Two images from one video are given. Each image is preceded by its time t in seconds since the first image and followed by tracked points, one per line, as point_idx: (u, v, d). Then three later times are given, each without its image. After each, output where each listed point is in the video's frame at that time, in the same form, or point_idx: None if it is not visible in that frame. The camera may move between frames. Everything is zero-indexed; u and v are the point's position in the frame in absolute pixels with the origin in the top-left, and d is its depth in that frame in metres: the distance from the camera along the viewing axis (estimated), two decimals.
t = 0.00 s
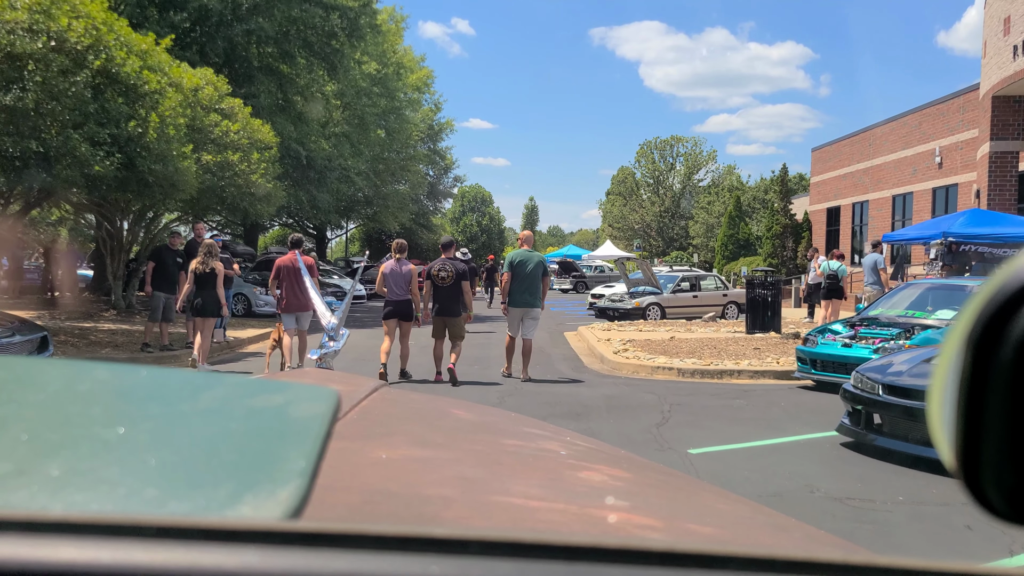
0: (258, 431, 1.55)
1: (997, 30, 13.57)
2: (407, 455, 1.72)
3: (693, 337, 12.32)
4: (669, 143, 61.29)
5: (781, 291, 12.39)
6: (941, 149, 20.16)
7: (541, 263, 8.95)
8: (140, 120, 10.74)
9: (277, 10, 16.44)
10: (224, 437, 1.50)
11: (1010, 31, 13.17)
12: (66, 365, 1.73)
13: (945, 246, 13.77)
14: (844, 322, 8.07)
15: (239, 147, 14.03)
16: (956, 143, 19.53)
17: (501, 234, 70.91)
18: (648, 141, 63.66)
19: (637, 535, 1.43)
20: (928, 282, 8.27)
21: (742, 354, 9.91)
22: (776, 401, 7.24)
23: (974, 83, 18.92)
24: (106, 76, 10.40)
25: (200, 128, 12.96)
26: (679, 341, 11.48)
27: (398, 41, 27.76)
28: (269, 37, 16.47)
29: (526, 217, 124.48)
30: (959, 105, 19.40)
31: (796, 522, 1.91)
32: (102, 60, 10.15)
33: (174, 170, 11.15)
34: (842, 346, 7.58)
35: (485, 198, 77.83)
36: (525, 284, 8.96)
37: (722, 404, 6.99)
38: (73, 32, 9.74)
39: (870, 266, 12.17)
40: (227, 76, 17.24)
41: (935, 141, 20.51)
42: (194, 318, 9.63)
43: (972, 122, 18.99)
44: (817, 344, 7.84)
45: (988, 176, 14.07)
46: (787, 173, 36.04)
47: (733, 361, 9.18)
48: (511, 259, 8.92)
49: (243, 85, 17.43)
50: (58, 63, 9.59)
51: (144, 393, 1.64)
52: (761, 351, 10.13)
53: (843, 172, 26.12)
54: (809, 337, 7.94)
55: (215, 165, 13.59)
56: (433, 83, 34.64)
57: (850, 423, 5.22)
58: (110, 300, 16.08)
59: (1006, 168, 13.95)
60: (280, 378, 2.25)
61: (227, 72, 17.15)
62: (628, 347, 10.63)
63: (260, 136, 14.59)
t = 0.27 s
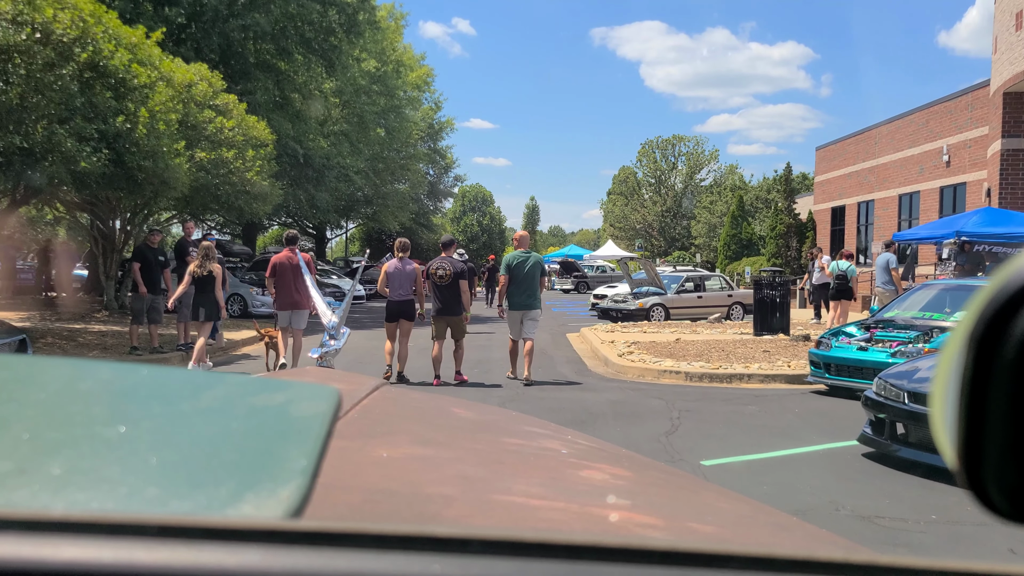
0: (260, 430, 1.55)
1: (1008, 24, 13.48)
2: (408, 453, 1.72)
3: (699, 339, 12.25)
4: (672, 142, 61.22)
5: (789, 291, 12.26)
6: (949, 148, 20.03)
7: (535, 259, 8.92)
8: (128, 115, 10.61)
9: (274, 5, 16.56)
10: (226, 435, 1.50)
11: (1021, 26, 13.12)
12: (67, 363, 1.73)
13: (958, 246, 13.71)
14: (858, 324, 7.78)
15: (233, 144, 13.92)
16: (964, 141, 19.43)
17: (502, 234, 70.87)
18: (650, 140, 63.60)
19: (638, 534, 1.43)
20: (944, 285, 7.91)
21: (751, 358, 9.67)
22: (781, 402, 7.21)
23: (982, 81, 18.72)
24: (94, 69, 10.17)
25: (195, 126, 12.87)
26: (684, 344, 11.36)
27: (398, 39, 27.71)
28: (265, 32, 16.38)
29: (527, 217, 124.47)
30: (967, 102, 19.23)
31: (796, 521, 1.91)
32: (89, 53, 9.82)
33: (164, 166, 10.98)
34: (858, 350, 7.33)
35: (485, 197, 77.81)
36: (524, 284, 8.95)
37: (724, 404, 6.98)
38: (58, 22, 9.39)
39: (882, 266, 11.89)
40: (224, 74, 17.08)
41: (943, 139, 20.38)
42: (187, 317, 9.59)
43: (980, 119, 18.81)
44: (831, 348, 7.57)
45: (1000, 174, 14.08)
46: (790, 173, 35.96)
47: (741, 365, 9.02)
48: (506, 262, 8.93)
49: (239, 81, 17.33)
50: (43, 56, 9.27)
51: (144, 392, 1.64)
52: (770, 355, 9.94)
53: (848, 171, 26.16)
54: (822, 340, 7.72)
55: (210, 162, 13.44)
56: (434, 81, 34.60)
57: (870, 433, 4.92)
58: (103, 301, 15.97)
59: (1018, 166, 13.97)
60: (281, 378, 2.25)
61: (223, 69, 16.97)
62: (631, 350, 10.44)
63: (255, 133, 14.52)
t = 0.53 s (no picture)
0: (259, 431, 1.56)
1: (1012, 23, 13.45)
2: (407, 454, 1.73)
3: (703, 342, 12.21)
4: (673, 142, 61.17)
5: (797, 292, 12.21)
6: (956, 147, 19.76)
7: (533, 257, 8.92)
8: (116, 110, 10.30)
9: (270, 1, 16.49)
10: (226, 436, 1.51)
11: None
12: (66, 364, 1.73)
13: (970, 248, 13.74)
14: (873, 327, 7.63)
15: (228, 142, 13.86)
16: (971, 140, 19.26)
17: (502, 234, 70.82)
18: (650, 140, 63.63)
19: (637, 534, 1.43)
20: (957, 285, 7.83)
21: (759, 362, 9.51)
22: (784, 404, 7.19)
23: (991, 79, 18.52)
24: (80, 62, 9.96)
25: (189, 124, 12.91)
26: (690, 347, 11.29)
27: (397, 38, 27.71)
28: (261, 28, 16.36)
29: (527, 218, 124.43)
30: (974, 101, 19.06)
31: (796, 521, 1.91)
32: (75, 45, 9.73)
33: (154, 164, 10.78)
34: (873, 355, 7.18)
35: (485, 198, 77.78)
36: (522, 282, 8.93)
37: (726, 407, 6.98)
38: (42, 14, 9.40)
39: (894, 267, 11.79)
40: (219, 70, 17.24)
41: (949, 139, 20.16)
42: (178, 318, 9.44)
43: (989, 117, 18.61)
44: (845, 352, 7.46)
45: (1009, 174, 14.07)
46: (792, 173, 35.93)
47: (752, 369, 8.82)
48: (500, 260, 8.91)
49: (234, 79, 17.33)
50: (27, 48, 9.32)
51: (144, 393, 1.65)
52: (779, 358, 9.83)
53: (853, 171, 26.30)
54: (835, 345, 7.60)
55: (201, 159, 13.29)
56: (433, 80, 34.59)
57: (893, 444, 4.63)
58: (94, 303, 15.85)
59: None
60: (280, 379, 2.25)
61: (218, 65, 17.08)
62: (635, 353, 10.30)
63: (250, 131, 14.52)
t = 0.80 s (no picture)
0: (260, 430, 1.56)
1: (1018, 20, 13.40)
2: (408, 454, 1.73)
3: (711, 344, 12.15)
4: (676, 142, 61.07)
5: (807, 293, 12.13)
6: (965, 144, 19.56)
7: (534, 258, 8.95)
8: (105, 105, 10.28)
9: None
10: (227, 435, 1.51)
11: None
12: (69, 364, 1.74)
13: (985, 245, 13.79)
14: (891, 329, 7.29)
15: (223, 139, 13.67)
16: (981, 138, 18.91)
17: (504, 234, 70.79)
18: (653, 139, 63.54)
19: (638, 534, 1.43)
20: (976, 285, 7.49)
21: (771, 365, 9.38)
22: (791, 407, 7.16)
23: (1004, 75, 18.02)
24: (70, 57, 9.90)
25: (181, 120, 12.70)
26: (698, 349, 11.20)
27: (398, 36, 27.71)
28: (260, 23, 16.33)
29: (529, 218, 124.35)
30: (985, 97, 18.65)
31: (797, 521, 1.91)
32: (61, 38, 9.60)
33: (144, 160, 10.72)
34: (890, 359, 6.92)
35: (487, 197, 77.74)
36: (524, 283, 8.94)
37: (730, 408, 6.97)
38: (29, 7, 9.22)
39: (911, 266, 11.65)
40: (216, 68, 17.25)
41: (959, 136, 19.97)
42: (169, 319, 9.50)
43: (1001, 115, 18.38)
44: (862, 356, 7.21)
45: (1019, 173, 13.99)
46: (797, 172, 35.84)
47: (764, 373, 8.64)
48: (501, 260, 8.91)
49: (233, 77, 17.33)
50: (13, 41, 9.13)
51: (146, 392, 1.65)
52: (791, 361, 9.74)
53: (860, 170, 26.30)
54: (851, 348, 7.39)
55: (198, 157, 13.20)
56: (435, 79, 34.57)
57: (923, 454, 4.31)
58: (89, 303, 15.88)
59: None
60: (283, 378, 2.26)
61: (215, 62, 17.07)
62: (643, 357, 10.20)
63: (246, 128, 14.44)
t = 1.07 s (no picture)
0: (260, 430, 1.56)
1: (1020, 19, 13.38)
2: (409, 454, 1.73)
3: (716, 346, 12.10)
4: (677, 141, 61.05)
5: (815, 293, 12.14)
6: (971, 142, 19.82)
7: (536, 258, 8.92)
8: (91, 100, 10.23)
9: None
10: (227, 435, 1.51)
11: None
12: (68, 363, 1.74)
13: (997, 245, 13.79)
14: (906, 332, 7.09)
15: (217, 136, 13.55)
16: (988, 136, 19.21)
17: (504, 234, 70.78)
18: (653, 138, 63.47)
19: (638, 534, 1.43)
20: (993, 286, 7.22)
21: (780, 369, 9.30)
22: (796, 409, 7.13)
23: (1010, 72, 18.47)
24: (54, 50, 10.01)
25: (170, 115, 12.63)
26: (704, 352, 11.15)
27: (397, 34, 27.70)
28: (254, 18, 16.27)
29: (529, 218, 124.29)
30: (992, 95, 19.02)
31: (798, 522, 1.91)
32: (46, 30, 9.69)
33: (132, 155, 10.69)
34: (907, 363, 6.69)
35: (487, 197, 77.69)
36: (525, 284, 8.93)
37: (732, 412, 6.96)
38: None
39: (923, 266, 11.48)
40: (211, 64, 17.17)
41: (965, 134, 20.12)
42: (158, 320, 9.30)
43: (1007, 112, 18.56)
44: (877, 360, 6.95)
45: None
46: (799, 173, 35.78)
47: (773, 377, 8.54)
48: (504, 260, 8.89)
49: (228, 72, 17.23)
50: None
51: (146, 392, 1.65)
52: (800, 365, 9.68)
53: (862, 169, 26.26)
54: (866, 351, 7.16)
55: (190, 155, 13.15)
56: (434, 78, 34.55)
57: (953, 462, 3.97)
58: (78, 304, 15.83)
59: None
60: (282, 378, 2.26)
61: (211, 57, 17.04)
62: (647, 360, 10.14)
63: (241, 125, 14.31)
